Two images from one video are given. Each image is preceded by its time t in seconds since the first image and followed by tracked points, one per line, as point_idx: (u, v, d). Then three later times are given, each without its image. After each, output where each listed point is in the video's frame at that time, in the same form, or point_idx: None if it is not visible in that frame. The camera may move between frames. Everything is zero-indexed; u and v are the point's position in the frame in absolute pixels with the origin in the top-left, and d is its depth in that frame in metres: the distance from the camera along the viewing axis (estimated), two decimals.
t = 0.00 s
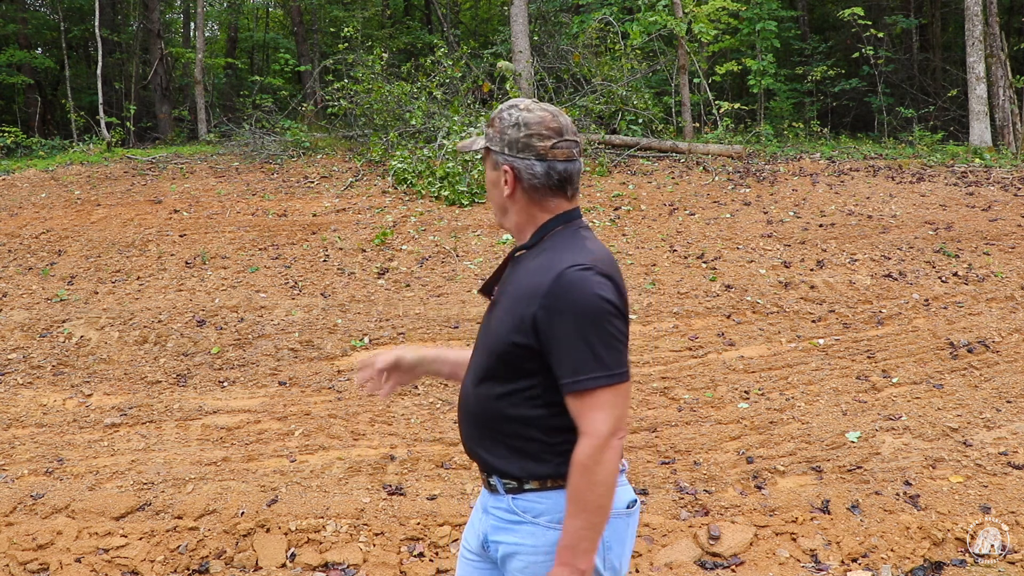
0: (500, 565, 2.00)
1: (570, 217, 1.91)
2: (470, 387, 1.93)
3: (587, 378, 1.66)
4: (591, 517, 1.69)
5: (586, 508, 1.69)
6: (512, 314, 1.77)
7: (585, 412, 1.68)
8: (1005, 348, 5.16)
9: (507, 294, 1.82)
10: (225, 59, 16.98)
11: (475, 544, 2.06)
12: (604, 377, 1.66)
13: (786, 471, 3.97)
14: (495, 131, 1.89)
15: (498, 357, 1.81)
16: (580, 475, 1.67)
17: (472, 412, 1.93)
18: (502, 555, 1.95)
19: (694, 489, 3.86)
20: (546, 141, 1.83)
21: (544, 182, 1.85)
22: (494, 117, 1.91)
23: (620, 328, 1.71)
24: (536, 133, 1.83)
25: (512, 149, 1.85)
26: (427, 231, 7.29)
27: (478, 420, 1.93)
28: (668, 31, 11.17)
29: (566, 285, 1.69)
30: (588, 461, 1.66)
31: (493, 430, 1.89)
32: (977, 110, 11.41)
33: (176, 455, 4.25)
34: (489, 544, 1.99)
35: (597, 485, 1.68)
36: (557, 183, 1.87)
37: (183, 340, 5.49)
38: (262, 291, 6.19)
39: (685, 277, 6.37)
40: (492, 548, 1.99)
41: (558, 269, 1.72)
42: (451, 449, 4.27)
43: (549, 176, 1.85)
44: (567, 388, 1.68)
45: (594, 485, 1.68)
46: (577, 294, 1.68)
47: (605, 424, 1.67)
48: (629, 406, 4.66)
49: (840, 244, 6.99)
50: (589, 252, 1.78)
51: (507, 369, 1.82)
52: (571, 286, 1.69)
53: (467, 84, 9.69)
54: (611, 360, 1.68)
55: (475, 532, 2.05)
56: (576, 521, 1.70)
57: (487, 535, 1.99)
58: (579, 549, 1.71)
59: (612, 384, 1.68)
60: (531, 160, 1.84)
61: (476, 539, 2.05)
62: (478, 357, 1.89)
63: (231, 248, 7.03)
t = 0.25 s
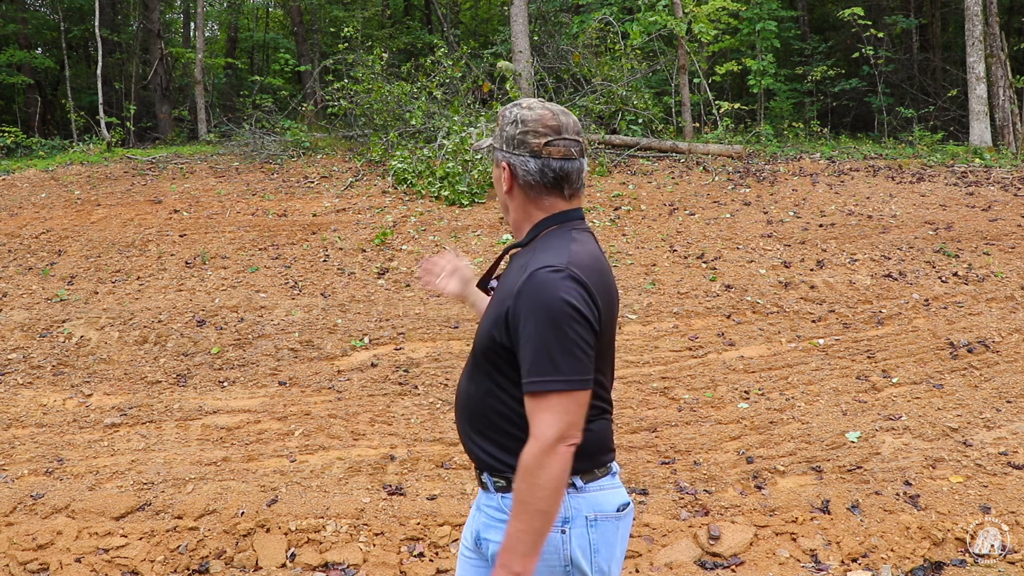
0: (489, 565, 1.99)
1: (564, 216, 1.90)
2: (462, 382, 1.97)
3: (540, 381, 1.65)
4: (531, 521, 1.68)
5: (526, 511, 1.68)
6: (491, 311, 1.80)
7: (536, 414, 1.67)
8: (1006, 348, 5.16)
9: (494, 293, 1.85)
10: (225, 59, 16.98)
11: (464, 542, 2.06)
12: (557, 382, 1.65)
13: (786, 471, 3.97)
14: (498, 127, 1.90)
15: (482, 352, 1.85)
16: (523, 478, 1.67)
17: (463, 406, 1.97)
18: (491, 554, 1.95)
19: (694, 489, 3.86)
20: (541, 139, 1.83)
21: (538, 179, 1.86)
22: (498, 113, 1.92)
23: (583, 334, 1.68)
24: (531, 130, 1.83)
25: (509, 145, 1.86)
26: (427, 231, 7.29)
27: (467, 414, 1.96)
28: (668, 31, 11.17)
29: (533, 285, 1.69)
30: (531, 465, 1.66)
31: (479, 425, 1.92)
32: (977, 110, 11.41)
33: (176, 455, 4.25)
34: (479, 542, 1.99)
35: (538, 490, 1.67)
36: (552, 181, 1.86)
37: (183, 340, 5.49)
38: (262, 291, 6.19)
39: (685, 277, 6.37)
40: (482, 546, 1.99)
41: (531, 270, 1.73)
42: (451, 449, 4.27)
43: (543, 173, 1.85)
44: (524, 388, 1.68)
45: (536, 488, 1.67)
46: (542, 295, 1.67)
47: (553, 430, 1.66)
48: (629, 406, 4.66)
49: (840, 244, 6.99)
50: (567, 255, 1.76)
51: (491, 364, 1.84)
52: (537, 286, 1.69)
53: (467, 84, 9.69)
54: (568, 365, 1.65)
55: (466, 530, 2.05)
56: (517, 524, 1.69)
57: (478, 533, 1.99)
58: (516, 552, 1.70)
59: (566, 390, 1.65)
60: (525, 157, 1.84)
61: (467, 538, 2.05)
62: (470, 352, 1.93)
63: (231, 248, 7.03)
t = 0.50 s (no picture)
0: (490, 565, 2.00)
1: (563, 217, 1.90)
2: (462, 381, 1.97)
3: (542, 379, 1.66)
4: (520, 513, 1.69)
5: (513, 502, 1.69)
6: (494, 310, 1.79)
7: (536, 412, 1.68)
8: (1005, 348, 5.16)
9: (494, 292, 1.85)
10: (225, 59, 16.98)
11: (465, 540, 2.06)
12: (561, 381, 1.65)
13: (786, 471, 3.97)
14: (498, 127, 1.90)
15: (483, 351, 1.85)
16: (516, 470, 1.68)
17: (463, 405, 1.97)
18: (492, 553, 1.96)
19: (694, 489, 3.86)
20: (542, 139, 1.83)
21: (539, 179, 1.86)
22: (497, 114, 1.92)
23: (586, 334, 1.68)
24: (532, 130, 1.83)
25: (508, 145, 1.86)
26: (427, 231, 7.29)
27: (467, 412, 1.96)
28: (668, 31, 11.16)
29: (536, 285, 1.69)
30: (527, 459, 1.67)
31: (479, 424, 1.92)
32: (977, 110, 11.41)
33: (176, 455, 4.25)
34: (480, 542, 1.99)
35: (529, 484, 1.67)
36: (552, 181, 1.87)
37: (183, 340, 5.49)
38: (262, 291, 6.19)
39: (684, 277, 6.37)
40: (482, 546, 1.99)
41: (534, 269, 1.73)
42: (451, 449, 4.27)
43: (544, 173, 1.85)
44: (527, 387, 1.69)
45: (529, 483, 1.68)
46: (545, 294, 1.67)
47: (553, 427, 1.66)
48: (629, 406, 4.66)
49: (839, 244, 6.99)
50: (570, 255, 1.76)
51: (492, 363, 1.85)
52: (540, 286, 1.68)
53: (467, 84, 9.69)
54: (570, 365, 1.65)
55: (466, 529, 2.06)
56: (501, 512, 1.70)
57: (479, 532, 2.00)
58: (495, 538, 1.70)
59: (569, 389, 1.66)
60: (526, 157, 1.84)
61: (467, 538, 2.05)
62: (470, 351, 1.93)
63: (231, 248, 7.03)
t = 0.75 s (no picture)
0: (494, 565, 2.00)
1: (571, 216, 1.91)
2: (465, 381, 1.96)
3: (552, 381, 1.66)
4: (549, 519, 1.69)
5: (541, 507, 1.69)
6: (498, 311, 1.80)
7: (548, 413, 1.68)
8: (1005, 348, 5.16)
9: (498, 293, 1.85)
10: (225, 59, 16.98)
11: (467, 543, 2.06)
12: (571, 381, 1.65)
13: (786, 472, 3.97)
14: (506, 127, 1.84)
15: (487, 352, 1.85)
16: (537, 475, 1.68)
17: (465, 405, 1.96)
18: (495, 554, 1.95)
19: (694, 489, 3.86)
20: (561, 137, 1.83)
21: (559, 178, 1.85)
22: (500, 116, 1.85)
23: (595, 334, 1.68)
24: (551, 129, 1.82)
25: (527, 145, 1.82)
26: (427, 231, 7.29)
27: (469, 413, 1.96)
28: (668, 31, 11.16)
29: (543, 285, 1.69)
30: (545, 462, 1.67)
31: (482, 424, 1.92)
32: (977, 110, 11.41)
33: (176, 455, 4.25)
34: (483, 542, 2.00)
35: (551, 487, 1.68)
36: (568, 180, 1.87)
37: (183, 340, 5.49)
38: (262, 291, 6.19)
39: (685, 277, 6.37)
40: (486, 546, 1.99)
41: (540, 270, 1.72)
42: (451, 449, 4.27)
43: (565, 171, 1.85)
44: (536, 388, 1.69)
45: (550, 486, 1.68)
46: (553, 295, 1.67)
47: (565, 427, 1.67)
48: (629, 406, 4.65)
49: (840, 244, 6.99)
50: (575, 255, 1.76)
51: (496, 365, 1.84)
52: (548, 286, 1.68)
53: (467, 84, 9.69)
54: (580, 367, 1.66)
55: (468, 531, 2.05)
56: (532, 520, 1.70)
57: (481, 534, 1.99)
58: (529, 548, 1.71)
59: (579, 390, 1.66)
60: (547, 156, 1.82)
61: (469, 539, 2.05)
62: (472, 351, 1.92)
63: (231, 248, 7.03)
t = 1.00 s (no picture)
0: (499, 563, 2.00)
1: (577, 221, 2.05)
2: (472, 385, 1.94)
3: (580, 379, 1.66)
4: (585, 518, 1.70)
5: (577, 507, 1.69)
6: (517, 312, 1.78)
7: (574, 411, 1.68)
8: (1005, 348, 5.16)
9: (512, 294, 1.84)
10: (225, 59, 16.98)
11: (471, 544, 2.06)
12: (598, 379, 1.66)
13: (786, 471, 3.97)
14: (570, 128, 1.89)
15: (501, 354, 1.83)
16: (570, 475, 1.68)
17: (473, 408, 1.94)
18: (501, 553, 1.95)
19: (694, 489, 3.86)
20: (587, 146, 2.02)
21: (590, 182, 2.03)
22: (563, 114, 1.87)
23: (618, 332, 1.70)
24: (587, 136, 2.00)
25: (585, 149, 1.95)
26: (427, 231, 7.29)
27: (477, 415, 1.94)
28: (668, 31, 11.16)
29: (566, 285, 1.69)
30: (576, 460, 1.67)
31: (492, 426, 1.90)
32: (977, 110, 11.41)
33: (176, 455, 4.25)
34: (488, 541, 1.99)
35: (584, 485, 1.68)
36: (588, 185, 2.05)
37: (183, 340, 5.49)
38: (262, 291, 6.20)
39: (685, 277, 6.37)
40: (490, 545, 1.99)
41: (561, 270, 1.72)
42: (451, 449, 4.27)
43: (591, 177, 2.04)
44: (561, 387, 1.68)
45: (583, 484, 1.68)
46: (577, 294, 1.67)
47: (593, 425, 1.67)
48: (629, 406, 4.65)
49: (839, 244, 6.99)
50: (593, 255, 1.77)
51: (511, 366, 1.82)
52: (572, 286, 1.68)
53: (467, 84, 9.69)
54: (606, 364, 1.67)
55: (471, 532, 2.05)
56: (568, 521, 1.70)
57: (486, 533, 1.99)
58: (569, 549, 1.71)
59: (605, 387, 1.67)
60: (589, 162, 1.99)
61: (474, 538, 2.05)
62: (479, 353, 1.90)
63: (231, 248, 7.03)
